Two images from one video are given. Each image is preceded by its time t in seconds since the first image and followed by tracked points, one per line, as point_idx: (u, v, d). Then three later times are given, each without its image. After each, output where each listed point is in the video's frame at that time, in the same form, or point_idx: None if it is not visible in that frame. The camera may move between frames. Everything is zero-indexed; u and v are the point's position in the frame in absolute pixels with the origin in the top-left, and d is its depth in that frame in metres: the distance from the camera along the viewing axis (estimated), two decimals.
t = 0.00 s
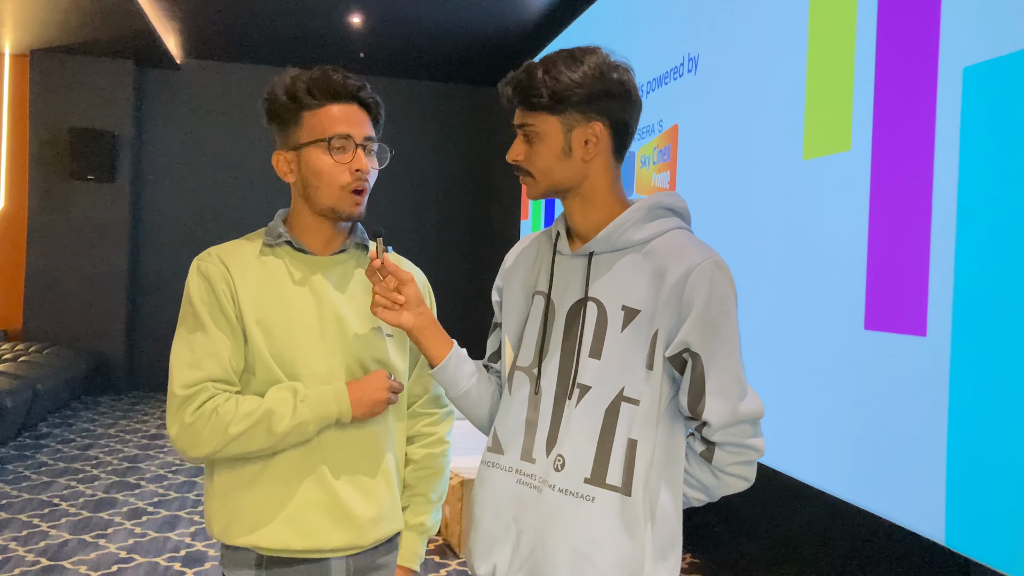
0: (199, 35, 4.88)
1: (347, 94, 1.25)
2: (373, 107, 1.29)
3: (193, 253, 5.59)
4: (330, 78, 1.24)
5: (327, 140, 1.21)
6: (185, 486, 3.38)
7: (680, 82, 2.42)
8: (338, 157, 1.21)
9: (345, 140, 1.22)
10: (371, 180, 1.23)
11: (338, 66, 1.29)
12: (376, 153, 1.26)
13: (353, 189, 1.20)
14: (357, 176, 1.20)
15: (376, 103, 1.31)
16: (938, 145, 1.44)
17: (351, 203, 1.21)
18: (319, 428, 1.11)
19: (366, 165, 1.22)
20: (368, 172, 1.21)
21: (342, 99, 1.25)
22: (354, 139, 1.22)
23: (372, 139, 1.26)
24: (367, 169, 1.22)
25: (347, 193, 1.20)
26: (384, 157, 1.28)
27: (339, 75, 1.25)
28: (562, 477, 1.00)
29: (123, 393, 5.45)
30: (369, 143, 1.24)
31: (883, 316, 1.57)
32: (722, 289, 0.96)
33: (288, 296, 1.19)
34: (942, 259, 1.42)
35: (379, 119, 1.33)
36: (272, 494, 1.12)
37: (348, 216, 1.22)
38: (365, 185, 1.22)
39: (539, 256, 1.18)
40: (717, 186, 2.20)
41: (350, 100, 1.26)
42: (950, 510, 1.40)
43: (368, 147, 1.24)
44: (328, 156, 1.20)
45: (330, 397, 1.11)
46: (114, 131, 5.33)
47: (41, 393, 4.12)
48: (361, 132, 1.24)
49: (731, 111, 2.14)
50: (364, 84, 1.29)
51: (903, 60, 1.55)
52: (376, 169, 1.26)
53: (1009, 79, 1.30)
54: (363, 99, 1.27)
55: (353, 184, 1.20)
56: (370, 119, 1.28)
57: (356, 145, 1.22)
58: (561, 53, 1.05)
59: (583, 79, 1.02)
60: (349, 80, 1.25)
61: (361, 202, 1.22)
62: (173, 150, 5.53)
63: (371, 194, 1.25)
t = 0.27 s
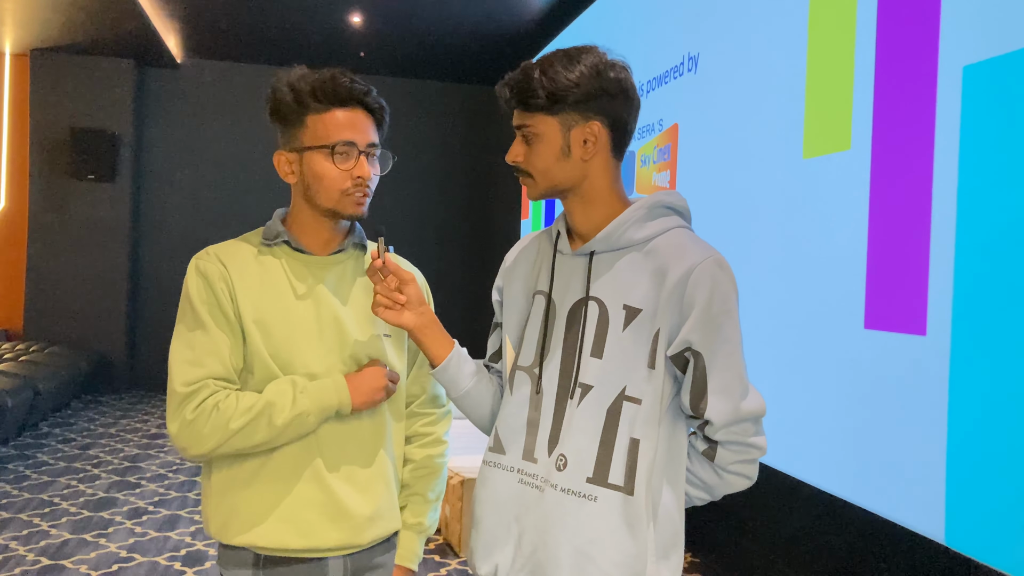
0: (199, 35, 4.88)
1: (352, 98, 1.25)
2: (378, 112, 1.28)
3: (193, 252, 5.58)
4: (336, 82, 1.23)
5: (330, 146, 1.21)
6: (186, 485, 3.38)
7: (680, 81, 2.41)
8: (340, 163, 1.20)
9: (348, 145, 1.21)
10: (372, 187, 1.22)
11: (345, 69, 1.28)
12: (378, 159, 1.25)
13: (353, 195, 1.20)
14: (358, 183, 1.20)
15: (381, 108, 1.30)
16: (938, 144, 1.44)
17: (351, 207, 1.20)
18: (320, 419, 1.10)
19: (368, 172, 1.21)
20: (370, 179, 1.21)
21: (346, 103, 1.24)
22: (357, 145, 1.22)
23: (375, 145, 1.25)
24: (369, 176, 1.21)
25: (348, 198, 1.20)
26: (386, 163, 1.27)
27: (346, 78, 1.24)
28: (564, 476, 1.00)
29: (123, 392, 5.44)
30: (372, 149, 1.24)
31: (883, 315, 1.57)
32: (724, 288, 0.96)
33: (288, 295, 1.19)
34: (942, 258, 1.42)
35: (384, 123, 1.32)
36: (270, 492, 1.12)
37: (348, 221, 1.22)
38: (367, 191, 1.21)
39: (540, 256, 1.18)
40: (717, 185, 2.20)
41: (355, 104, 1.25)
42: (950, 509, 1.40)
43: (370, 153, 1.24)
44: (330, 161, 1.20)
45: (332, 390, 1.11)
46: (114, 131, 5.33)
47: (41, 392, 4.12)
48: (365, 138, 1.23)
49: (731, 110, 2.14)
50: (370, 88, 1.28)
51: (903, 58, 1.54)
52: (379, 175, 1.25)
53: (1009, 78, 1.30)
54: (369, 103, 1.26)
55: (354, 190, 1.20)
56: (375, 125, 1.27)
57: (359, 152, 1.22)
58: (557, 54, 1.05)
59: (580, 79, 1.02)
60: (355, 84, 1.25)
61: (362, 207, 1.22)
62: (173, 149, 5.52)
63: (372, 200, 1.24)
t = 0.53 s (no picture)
0: (201, 34, 4.88)
1: (356, 99, 1.24)
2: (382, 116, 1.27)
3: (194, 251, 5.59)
4: (340, 82, 1.23)
5: (325, 146, 1.20)
6: (187, 484, 3.38)
7: (681, 80, 2.41)
8: (335, 165, 1.20)
9: (344, 147, 1.21)
10: (365, 190, 1.21)
11: (351, 70, 1.28)
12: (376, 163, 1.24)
13: (345, 197, 1.20)
14: (350, 185, 1.19)
15: (386, 112, 1.29)
16: (939, 143, 1.44)
17: (343, 209, 1.20)
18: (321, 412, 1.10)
19: (361, 175, 1.20)
20: (362, 182, 1.20)
21: (350, 104, 1.24)
22: (353, 147, 1.21)
23: (375, 148, 1.24)
24: (362, 179, 1.20)
25: (340, 200, 1.20)
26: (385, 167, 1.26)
27: (350, 80, 1.24)
28: (568, 475, 1.00)
29: (124, 391, 5.45)
30: (371, 152, 1.23)
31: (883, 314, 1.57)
32: (727, 287, 0.96)
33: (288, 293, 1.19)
34: (943, 257, 1.42)
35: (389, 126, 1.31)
36: (269, 490, 1.13)
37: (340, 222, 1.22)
38: (359, 194, 1.21)
39: (541, 256, 1.18)
40: (718, 184, 2.20)
41: (357, 106, 1.25)
42: (950, 508, 1.40)
43: (370, 156, 1.23)
44: (325, 162, 1.20)
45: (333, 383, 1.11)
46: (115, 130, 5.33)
47: (43, 391, 4.12)
48: (364, 141, 1.22)
49: (732, 109, 2.14)
50: (375, 91, 1.28)
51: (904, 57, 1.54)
52: (376, 178, 1.25)
53: (1010, 76, 1.30)
54: (372, 106, 1.26)
55: (345, 192, 1.19)
56: (377, 127, 1.26)
57: (355, 154, 1.21)
58: (556, 54, 1.05)
59: (580, 78, 1.02)
60: (359, 85, 1.24)
61: (354, 210, 1.21)
62: (174, 148, 5.53)
63: (366, 203, 1.23)
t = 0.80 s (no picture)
0: (202, 34, 4.88)
1: (358, 96, 1.24)
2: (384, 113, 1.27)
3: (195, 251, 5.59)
4: (342, 79, 1.23)
5: (324, 141, 1.21)
6: (189, 484, 3.39)
7: (682, 79, 2.41)
8: (333, 160, 1.20)
9: (342, 143, 1.21)
10: (364, 186, 1.20)
11: (357, 69, 1.28)
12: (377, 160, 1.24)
13: (342, 191, 1.19)
14: (347, 179, 1.19)
15: (389, 110, 1.29)
16: (939, 143, 1.44)
17: (340, 204, 1.19)
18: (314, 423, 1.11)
19: (358, 170, 1.20)
20: (359, 177, 1.19)
21: (353, 101, 1.24)
22: (352, 143, 1.21)
23: (376, 146, 1.24)
24: (360, 174, 1.20)
25: (337, 195, 1.19)
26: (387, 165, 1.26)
27: (352, 76, 1.24)
28: (571, 475, 1.00)
29: (126, 391, 5.45)
30: (371, 149, 1.23)
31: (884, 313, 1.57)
32: (731, 287, 0.96)
33: (289, 294, 1.19)
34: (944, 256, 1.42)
35: (392, 125, 1.31)
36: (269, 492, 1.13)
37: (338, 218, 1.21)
38: (357, 189, 1.19)
39: (544, 256, 1.18)
40: (719, 184, 2.20)
41: (361, 103, 1.25)
42: (951, 508, 1.40)
43: (371, 154, 1.23)
44: (324, 157, 1.20)
45: (327, 394, 1.11)
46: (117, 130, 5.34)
47: (45, 391, 4.13)
48: (364, 137, 1.22)
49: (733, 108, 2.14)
50: (379, 89, 1.28)
51: (904, 57, 1.54)
52: (376, 175, 1.24)
53: (1011, 76, 1.29)
54: (374, 103, 1.25)
55: (342, 186, 1.19)
56: (378, 125, 1.26)
57: (353, 150, 1.21)
58: (556, 54, 1.05)
59: (580, 79, 1.02)
60: (361, 82, 1.24)
61: (352, 205, 1.20)
62: (175, 149, 5.53)
63: (365, 199, 1.22)
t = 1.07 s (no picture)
0: (203, 35, 4.88)
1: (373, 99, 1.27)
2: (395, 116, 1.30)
3: (197, 252, 5.59)
4: (358, 81, 1.26)
5: (346, 137, 1.22)
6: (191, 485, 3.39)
7: (684, 80, 2.41)
8: (355, 156, 1.21)
9: (363, 139, 1.22)
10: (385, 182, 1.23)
11: (366, 73, 1.31)
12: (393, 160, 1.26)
13: (366, 187, 1.20)
14: (372, 176, 1.21)
15: (398, 114, 1.32)
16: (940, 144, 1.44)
17: (363, 199, 1.21)
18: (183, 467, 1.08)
19: (382, 167, 1.22)
20: (383, 174, 1.22)
21: (368, 103, 1.26)
22: (373, 141, 1.23)
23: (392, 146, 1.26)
24: (382, 171, 1.22)
25: (360, 190, 1.20)
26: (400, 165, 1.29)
27: (367, 80, 1.27)
28: (573, 477, 1.00)
29: (128, 392, 5.45)
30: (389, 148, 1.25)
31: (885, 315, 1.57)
32: (733, 289, 0.95)
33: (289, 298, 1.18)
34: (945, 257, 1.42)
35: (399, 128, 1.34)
36: (277, 497, 1.13)
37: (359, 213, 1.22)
38: (379, 185, 1.22)
39: (546, 257, 1.18)
40: (720, 184, 2.20)
41: (373, 104, 1.27)
42: (952, 509, 1.40)
43: (386, 151, 1.25)
44: (347, 153, 1.21)
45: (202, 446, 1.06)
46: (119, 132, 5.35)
47: (46, 393, 4.13)
48: (382, 136, 1.24)
49: (734, 109, 2.13)
50: (389, 93, 1.31)
51: (905, 58, 1.54)
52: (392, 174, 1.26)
53: (1011, 77, 1.29)
54: (387, 106, 1.29)
55: (367, 182, 1.20)
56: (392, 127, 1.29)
57: (375, 147, 1.23)
58: (558, 57, 1.05)
59: (581, 82, 1.02)
60: (376, 86, 1.28)
61: (375, 201, 1.22)
62: (177, 150, 5.54)
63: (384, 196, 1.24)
